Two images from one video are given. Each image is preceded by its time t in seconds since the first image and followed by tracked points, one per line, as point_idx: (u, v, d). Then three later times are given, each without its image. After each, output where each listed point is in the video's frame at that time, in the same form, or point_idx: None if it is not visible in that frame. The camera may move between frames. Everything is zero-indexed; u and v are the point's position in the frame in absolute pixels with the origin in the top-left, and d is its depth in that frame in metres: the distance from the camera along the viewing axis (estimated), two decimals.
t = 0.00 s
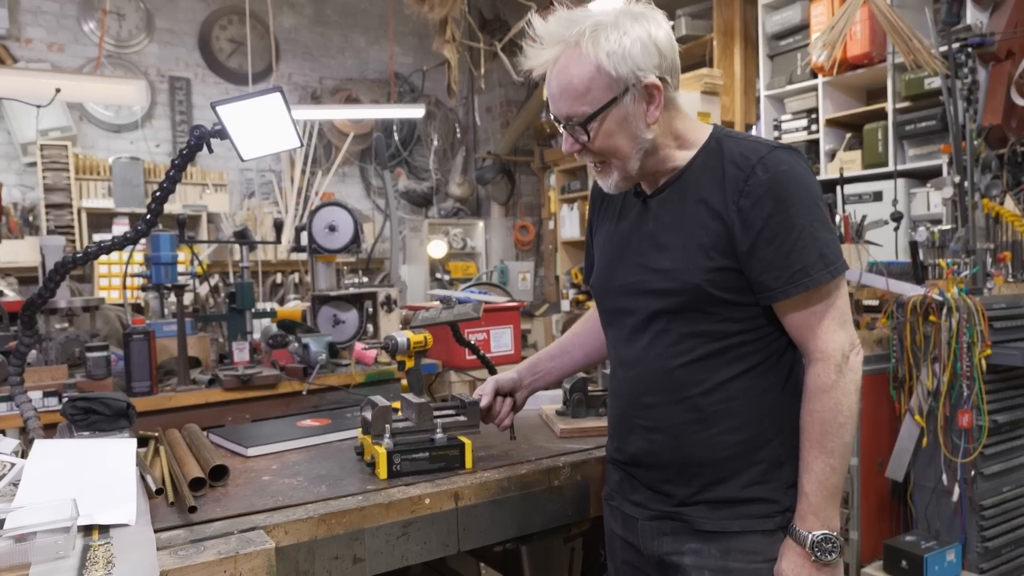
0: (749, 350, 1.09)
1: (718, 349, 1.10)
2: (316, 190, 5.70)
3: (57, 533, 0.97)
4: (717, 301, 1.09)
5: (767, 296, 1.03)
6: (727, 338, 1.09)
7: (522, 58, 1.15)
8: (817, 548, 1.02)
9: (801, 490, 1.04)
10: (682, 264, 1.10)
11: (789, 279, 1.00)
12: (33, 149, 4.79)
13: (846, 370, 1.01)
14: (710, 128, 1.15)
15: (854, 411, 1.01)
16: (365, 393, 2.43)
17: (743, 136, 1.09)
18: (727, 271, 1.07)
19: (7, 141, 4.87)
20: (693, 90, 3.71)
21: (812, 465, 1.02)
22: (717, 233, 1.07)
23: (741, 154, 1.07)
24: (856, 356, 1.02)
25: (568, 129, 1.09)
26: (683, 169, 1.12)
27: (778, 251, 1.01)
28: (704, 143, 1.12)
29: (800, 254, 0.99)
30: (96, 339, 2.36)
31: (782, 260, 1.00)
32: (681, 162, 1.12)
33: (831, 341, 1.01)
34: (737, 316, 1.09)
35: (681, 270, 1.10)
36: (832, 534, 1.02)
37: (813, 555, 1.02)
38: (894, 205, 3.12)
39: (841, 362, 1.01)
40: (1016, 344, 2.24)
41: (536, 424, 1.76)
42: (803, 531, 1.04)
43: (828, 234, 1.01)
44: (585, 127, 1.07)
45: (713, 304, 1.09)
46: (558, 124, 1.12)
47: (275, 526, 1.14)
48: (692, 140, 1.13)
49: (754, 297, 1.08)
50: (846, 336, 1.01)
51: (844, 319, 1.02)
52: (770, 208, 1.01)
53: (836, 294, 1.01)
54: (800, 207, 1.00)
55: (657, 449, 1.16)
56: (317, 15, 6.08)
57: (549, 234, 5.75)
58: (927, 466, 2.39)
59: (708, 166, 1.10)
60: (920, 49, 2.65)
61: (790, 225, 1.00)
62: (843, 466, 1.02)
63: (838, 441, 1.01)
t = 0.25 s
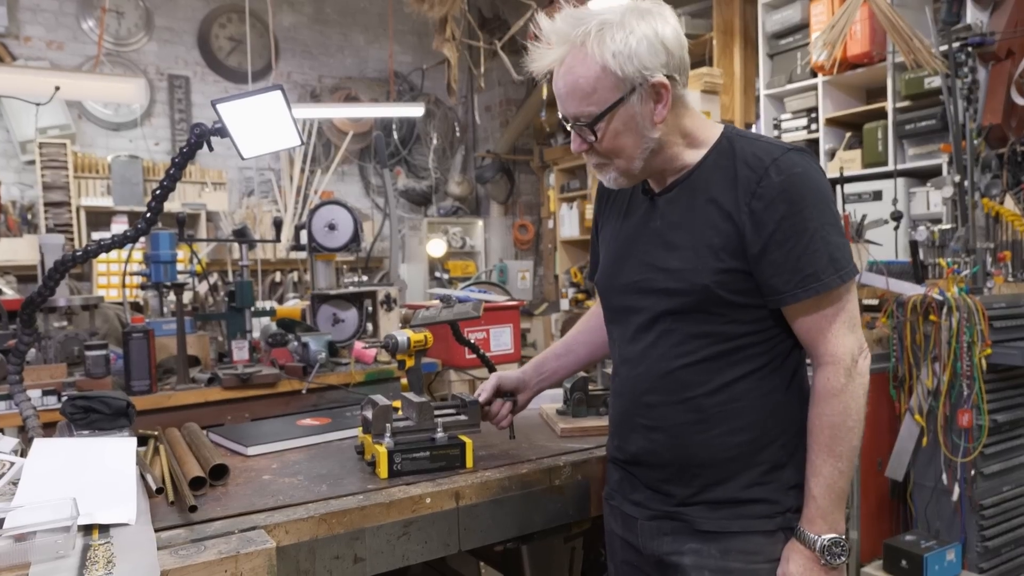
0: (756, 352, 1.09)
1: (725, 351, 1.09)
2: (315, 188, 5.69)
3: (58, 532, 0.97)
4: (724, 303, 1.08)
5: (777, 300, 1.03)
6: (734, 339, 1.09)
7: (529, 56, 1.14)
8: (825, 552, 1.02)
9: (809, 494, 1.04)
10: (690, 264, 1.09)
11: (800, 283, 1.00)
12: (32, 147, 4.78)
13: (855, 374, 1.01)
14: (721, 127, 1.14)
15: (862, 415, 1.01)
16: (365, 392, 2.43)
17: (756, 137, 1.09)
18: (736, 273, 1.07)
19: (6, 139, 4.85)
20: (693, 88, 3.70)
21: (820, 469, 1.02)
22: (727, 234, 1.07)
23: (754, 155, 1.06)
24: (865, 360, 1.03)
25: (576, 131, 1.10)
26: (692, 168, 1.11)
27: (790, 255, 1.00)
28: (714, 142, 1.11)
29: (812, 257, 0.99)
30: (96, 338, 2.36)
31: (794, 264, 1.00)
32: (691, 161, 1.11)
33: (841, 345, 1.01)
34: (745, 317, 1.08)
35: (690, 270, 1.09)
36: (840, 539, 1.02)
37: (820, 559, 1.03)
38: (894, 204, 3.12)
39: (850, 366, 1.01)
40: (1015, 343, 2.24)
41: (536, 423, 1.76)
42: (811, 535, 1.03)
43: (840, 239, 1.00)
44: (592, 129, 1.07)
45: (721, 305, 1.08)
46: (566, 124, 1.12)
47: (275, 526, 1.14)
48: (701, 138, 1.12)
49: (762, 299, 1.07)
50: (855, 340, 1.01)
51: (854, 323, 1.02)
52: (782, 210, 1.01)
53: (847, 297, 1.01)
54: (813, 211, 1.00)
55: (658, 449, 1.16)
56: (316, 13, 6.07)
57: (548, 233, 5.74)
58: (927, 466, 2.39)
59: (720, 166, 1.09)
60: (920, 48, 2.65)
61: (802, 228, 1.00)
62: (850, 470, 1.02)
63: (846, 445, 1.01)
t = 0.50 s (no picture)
0: (759, 353, 1.09)
1: (730, 352, 1.09)
2: (314, 188, 5.69)
3: (60, 531, 0.96)
4: (729, 304, 1.08)
5: (783, 302, 1.03)
6: (739, 339, 1.09)
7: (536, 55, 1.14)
8: (825, 557, 1.02)
9: (809, 498, 1.04)
10: (695, 264, 1.09)
11: (807, 286, 1.00)
12: (32, 146, 4.77)
13: (859, 379, 1.01)
14: (729, 127, 1.14)
15: (865, 420, 1.02)
16: (365, 391, 2.42)
17: (765, 138, 1.08)
18: (740, 274, 1.06)
19: (6, 138, 4.85)
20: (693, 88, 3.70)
21: (822, 474, 1.02)
22: (734, 235, 1.06)
23: (763, 157, 1.06)
24: (869, 365, 1.03)
25: (585, 129, 1.09)
26: (699, 168, 1.11)
27: (798, 257, 1.00)
28: (722, 142, 1.11)
29: (819, 261, 0.99)
30: (96, 337, 2.35)
31: (801, 267, 1.00)
32: (697, 161, 1.11)
33: (846, 348, 1.01)
34: (749, 318, 1.08)
35: (695, 270, 1.09)
36: (840, 544, 1.02)
37: (819, 563, 1.03)
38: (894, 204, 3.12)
39: (855, 370, 1.01)
40: (1016, 343, 2.24)
41: (537, 422, 1.76)
42: (811, 540, 1.04)
43: (847, 243, 1.00)
44: (601, 127, 1.07)
45: (725, 306, 1.08)
46: (574, 123, 1.12)
47: (277, 525, 1.13)
48: (708, 137, 1.11)
49: (767, 301, 1.07)
50: (861, 344, 1.01)
51: (860, 327, 1.01)
52: (791, 213, 1.01)
53: (853, 302, 1.01)
54: (822, 214, 1.00)
55: (658, 449, 1.16)
56: (316, 12, 6.07)
57: (547, 233, 5.74)
58: (928, 466, 2.39)
59: (728, 167, 1.08)
60: (921, 47, 2.65)
61: (810, 231, 1.00)
62: (852, 475, 1.02)
63: (849, 450, 1.01)
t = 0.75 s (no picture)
0: (756, 353, 1.09)
1: (726, 352, 1.09)
2: (315, 187, 5.69)
3: (61, 530, 0.97)
4: (726, 304, 1.08)
5: (778, 303, 1.02)
6: (735, 339, 1.09)
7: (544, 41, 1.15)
8: (814, 562, 1.01)
9: (801, 501, 1.04)
10: (692, 264, 1.09)
11: (801, 287, 0.99)
12: (32, 146, 4.77)
13: (854, 382, 1.00)
14: (731, 128, 1.14)
15: (859, 423, 1.01)
16: (365, 391, 2.43)
17: (764, 138, 1.08)
18: (736, 274, 1.06)
19: (6, 137, 4.85)
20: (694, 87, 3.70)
21: (813, 476, 1.02)
22: (729, 235, 1.06)
23: (760, 157, 1.05)
24: (866, 368, 1.02)
25: (582, 117, 1.10)
26: (697, 168, 1.11)
27: (792, 258, 1.00)
28: (722, 141, 1.11)
29: (814, 261, 0.99)
30: (97, 337, 2.35)
31: (795, 267, 1.00)
32: (692, 163, 1.11)
33: (841, 351, 1.00)
34: (746, 318, 1.08)
35: (692, 270, 1.09)
36: (830, 548, 1.01)
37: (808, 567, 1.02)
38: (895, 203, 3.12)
39: (850, 373, 1.00)
40: (1016, 343, 2.24)
41: (537, 422, 1.76)
42: (801, 544, 1.03)
43: (844, 243, 1.00)
44: (598, 116, 1.08)
45: (721, 306, 1.08)
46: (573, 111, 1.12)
47: (278, 524, 1.14)
48: (708, 139, 1.11)
49: (764, 301, 1.07)
50: (857, 347, 1.00)
51: (856, 329, 1.01)
52: (786, 213, 1.00)
53: (849, 303, 1.01)
54: (816, 215, 0.99)
55: (655, 447, 1.16)
56: (316, 12, 6.07)
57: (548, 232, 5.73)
58: (929, 465, 2.39)
59: (726, 167, 1.08)
60: (922, 47, 2.65)
61: (805, 232, 0.99)
62: (845, 479, 1.01)
63: (842, 453, 1.00)
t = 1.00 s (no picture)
0: (757, 354, 1.09)
1: (725, 351, 1.09)
2: (316, 188, 5.70)
3: (63, 531, 0.97)
4: (727, 303, 1.08)
5: (777, 303, 1.02)
6: (736, 338, 1.09)
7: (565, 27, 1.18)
8: (813, 566, 1.01)
9: (802, 505, 1.03)
10: (694, 261, 1.09)
11: (801, 289, 0.99)
12: (34, 147, 4.77)
13: (856, 387, 1.00)
14: (744, 126, 1.13)
15: (862, 428, 1.00)
16: (366, 391, 2.43)
17: (774, 138, 1.08)
18: (737, 273, 1.06)
19: (8, 138, 4.85)
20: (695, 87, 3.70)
21: (814, 481, 1.01)
22: (732, 233, 1.06)
23: (767, 156, 1.05)
24: (870, 374, 1.01)
25: (596, 99, 1.12)
26: (710, 163, 1.11)
27: (792, 259, 1.00)
28: (734, 139, 1.11)
29: (814, 263, 0.98)
30: (99, 337, 2.35)
31: (795, 268, 0.99)
32: (707, 155, 1.12)
33: (843, 354, 1.00)
34: (747, 318, 1.08)
35: (693, 267, 1.09)
36: (829, 554, 1.01)
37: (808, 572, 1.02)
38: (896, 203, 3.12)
39: (851, 378, 0.99)
40: (1018, 343, 2.24)
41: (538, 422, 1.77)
42: (800, 548, 1.03)
43: (848, 246, 0.99)
44: (612, 96, 1.10)
45: (722, 305, 1.08)
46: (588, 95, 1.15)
47: (280, 525, 1.14)
48: (721, 133, 1.12)
49: (766, 302, 1.07)
50: (860, 351, 1.00)
51: (858, 333, 1.00)
52: (788, 213, 1.00)
53: (851, 307, 1.00)
54: (819, 217, 0.98)
55: (653, 445, 1.16)
56: (317, 12, 6.08)
57: (549, 232, 5.73)
58: (930, 465, 2.39)
59: (733, 165, 1.08)
60: (922, 47, 2.64)
61: (807, 233, 0.99)
62: (846, 484, 1.01)
63: (843, 458, 1.00)
